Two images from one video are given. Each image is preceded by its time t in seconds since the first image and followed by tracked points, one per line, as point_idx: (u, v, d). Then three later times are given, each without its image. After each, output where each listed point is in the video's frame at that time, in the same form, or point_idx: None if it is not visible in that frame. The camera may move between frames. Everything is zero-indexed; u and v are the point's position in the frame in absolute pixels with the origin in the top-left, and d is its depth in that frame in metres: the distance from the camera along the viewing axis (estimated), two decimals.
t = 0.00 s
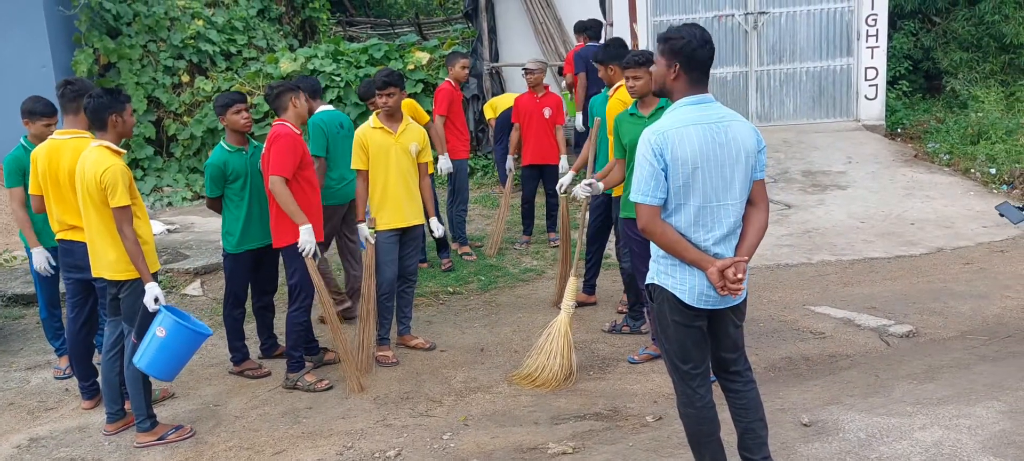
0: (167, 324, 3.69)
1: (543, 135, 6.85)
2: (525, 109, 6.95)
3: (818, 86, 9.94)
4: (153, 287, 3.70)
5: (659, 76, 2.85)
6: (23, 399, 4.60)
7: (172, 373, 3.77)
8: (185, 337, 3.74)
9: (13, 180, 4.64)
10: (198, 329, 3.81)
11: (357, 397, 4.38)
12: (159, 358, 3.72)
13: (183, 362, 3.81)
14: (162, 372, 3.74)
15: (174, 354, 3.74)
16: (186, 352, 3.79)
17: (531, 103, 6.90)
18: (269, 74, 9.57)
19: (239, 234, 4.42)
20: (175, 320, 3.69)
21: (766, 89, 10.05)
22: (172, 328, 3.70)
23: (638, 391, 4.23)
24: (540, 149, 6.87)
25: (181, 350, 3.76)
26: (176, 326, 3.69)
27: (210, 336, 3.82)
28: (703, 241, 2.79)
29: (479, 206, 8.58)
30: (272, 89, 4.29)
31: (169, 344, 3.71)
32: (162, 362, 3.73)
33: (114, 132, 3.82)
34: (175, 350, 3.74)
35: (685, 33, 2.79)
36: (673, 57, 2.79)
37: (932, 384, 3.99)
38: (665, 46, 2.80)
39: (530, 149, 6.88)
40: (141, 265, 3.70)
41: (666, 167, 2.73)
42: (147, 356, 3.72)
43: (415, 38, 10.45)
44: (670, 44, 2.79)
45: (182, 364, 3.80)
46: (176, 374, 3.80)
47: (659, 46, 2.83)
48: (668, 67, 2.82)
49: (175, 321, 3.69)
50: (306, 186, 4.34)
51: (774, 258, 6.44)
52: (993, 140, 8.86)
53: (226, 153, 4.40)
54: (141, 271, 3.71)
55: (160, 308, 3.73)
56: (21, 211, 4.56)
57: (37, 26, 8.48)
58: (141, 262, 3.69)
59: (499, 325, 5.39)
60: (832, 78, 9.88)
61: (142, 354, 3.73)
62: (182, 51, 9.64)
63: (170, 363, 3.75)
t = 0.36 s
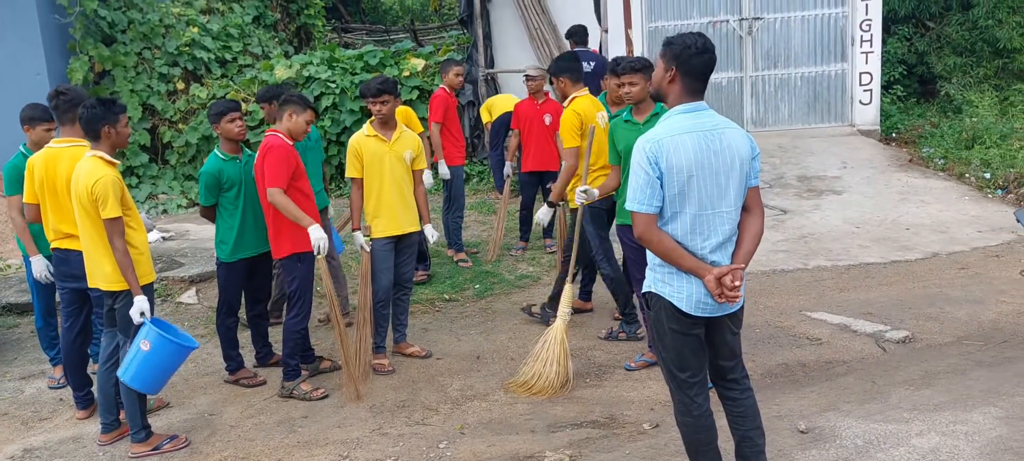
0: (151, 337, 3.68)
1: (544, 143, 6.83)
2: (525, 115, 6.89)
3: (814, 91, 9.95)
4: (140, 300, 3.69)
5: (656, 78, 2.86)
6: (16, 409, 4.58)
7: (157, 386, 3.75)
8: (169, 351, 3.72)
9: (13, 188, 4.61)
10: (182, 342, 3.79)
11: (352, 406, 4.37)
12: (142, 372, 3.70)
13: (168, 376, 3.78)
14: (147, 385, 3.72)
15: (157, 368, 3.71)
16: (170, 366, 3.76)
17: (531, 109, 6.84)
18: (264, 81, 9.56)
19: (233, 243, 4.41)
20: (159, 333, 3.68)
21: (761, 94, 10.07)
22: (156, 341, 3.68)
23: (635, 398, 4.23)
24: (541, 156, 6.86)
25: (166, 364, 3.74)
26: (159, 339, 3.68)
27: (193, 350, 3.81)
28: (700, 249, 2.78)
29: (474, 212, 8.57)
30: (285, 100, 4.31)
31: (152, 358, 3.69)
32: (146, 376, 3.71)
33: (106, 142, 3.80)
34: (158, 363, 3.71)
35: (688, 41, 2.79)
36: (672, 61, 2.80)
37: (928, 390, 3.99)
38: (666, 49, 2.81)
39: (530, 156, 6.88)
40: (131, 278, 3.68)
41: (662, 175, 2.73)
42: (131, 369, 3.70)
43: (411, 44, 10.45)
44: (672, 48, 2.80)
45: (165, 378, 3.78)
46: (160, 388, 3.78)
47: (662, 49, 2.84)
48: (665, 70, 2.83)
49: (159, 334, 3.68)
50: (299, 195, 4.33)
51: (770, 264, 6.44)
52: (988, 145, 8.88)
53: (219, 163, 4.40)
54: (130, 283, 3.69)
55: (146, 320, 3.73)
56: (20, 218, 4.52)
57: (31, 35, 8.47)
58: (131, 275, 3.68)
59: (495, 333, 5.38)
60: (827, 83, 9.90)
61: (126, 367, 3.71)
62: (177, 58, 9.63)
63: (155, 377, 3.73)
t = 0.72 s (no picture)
0: (140, 351, 3.63)
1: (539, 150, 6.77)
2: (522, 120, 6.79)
3: (806, 96, 9.98)
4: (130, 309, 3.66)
5: (645, 91, 2.86)
6: (7, 418, 4.56)
7: (141, 398, 3.71)
8: (157, 367, 3.66)
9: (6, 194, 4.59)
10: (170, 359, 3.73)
11: (346, 413, 4.35)
12: (128, 383, 3.65)
13: (152, 390, 3.72)
14: (132, 396, 3.68)
15: (143, 381, 3.66)
16: (158, 381, 3.71)
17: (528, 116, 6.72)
18: (257, 87, 9.54)
19: (224, 250, 4.39)
20: (148, 347, 3.63)
21: (754, 99, 10.09)
22: (145, 355, 3.63)
23: (629, 404, 4.22)
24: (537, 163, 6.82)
25: (152, 378, 3.68)
26: (147, 353, 3.62)
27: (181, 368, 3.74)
28: (695, 254, 2.78)
29: (468, 217, 8.57)
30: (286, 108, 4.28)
31: (139, 371, 3.65)
32: (132, 387, 3.66)
33: (94, 150, 3.76)
34: (143, 376, 3.65)
35: (664, 47, 2.81)
36: (655, 70, 2.81)
37: (922, 395, 4.00)
38: (647, 61, 2.83)
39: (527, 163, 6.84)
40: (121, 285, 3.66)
41: (656, 180, 2.73)
42: (118, 380, 3.66)
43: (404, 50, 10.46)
44: (652, 58, 2.82)
45: (151, 392, 3.73)
46: (145, 401, 3.73)
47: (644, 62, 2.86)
48: (652, 81, 2.83)
49: (147, 347, 3.63)
50: (292, 203, 4.31)
51: (764, 268, 6.44)
52: (980, 149, 8.90)
53: (211, 171, 4.40)
54: (121, 291, 3.67)
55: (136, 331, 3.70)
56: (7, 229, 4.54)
57: (22, 42, 8.45)
58: (122, 281, 3.66)
59: (489, 339, 5.37)
60: (820, 88, 9.93)
61: (113, 378, 3.68)
62: (170, 64, 9.62)
63: (140, 389, 3.68)
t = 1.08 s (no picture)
0: (136, 355, 3.60)
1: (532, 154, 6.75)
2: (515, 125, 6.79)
3: (799, 99, 10.01)
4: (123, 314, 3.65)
5: (636, 95, 2.87)
6: None
7: (143, 402, 3.69)
8: (155, 368, 3.64)
9: None
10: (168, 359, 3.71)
11: (339, 418, 4.34)
12: (127, 388, 3.64)
13: (154, 392, 3.71)
14: (132, 402, 3.66)
15: (141, 385, 3.64)
16: (157, 384, 3.69)
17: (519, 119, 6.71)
18: (250, 92, 9.53)
19: (216, 256, 4.38)
20: (143, 349, 3.61)
21: (746, 102, 10.12)
22: (141, 358, 3.61)
23: (623, 407, 4.22)
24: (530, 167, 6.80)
25: (151, 381, 3.67)
26: (144, 356, 3.60)
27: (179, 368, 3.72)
28: (687, 257, 2.79)
29: (462, 221, 8.56)
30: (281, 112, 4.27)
31: (138, 374, 3.63)
32: (130, 392, 3.65)
33: (83, 156, 3.76)
34: (143, 380, 3.64)
35: (654, 51, 2.81)
36: (646, 74, 2.82)
37: (915, 397, 4.01)
38: (637, 66, 2.84)
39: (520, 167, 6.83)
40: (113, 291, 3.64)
41: (648, 184, 2.73)
42: (117, 385, 3.65)
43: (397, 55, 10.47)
44: (643, 63, 2.82)
45: (152, 395, 3.71)
46: (147, 404, 3.72)
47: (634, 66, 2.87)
48: (642, 86, 2.84)
49: (143, 350, 3.60)
50: (284, 209, 4.30)
51: (757, 272, 6.46)
52: (971, 151, 8.94)
53: (204, 176, 4.39)
54: (113, 296, 3.66)
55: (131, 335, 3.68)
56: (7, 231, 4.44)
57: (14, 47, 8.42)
58: (113, 287, 3.65)
59: (483, 343, 5.37)
60: (812, 91, 9.96)
61: (113, 385, 3.66)
62: (163, 69, 9.60)
63: (140, 394, 3.66)
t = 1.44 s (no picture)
0: (126, 356, 3.59)
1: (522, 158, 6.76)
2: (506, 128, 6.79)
3: (791, 103, 10.04)
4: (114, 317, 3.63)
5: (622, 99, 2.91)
6: None
7: (135, 405, 3.68)
8: (145, 370, 3.63)
9: None
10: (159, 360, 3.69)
11: (332, 422, 4.33)
12: (118, 391, 3.62)
13: (145, 394, 3.69)
14: (124, 404, 3.65)
15: (132, 387, 3.63)
16: (149, 386, 3.68)
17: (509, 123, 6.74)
18: (243, 95, 9.51)
19: (207, 259, 4.37)
20: (133, 351, 3.59)
21: (739, 105, 10.15)
22: (131, 360, 3.60)
23: (616, 411, 4.22)
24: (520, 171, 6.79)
25: (143, 384, 3.65)
26: (134, 358, 3.59)
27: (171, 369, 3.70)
28: (678, 261, 2.80)
29: (456, 225, 8.56)
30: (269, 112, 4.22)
31: (129, 377, 3.62)
32: (121, 395, 3.63)
33: (73, 160, 3.75)
34: (134, 382, 3.63)
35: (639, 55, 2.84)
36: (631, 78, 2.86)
37: (908, 399, 4.02)
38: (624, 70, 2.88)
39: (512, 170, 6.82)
40: (103, 294, 3.63)
41: (639, 189, 2.74)
42: (109, 388, 3.63)
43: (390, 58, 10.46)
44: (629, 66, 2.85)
45: (144, 397, 3.70)
46: (139, 407, 3.71)
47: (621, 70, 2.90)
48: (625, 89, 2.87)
49: (133, 353, 3.59)
50: (272, 212, 4.30)
51: (750, 274, 6.47)
52: (963, 154, 8.98)
53: (199, 179, 4.38)
54: (103, 299, 3.64)
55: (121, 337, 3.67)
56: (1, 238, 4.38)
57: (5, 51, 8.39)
58: (103, 290, 3.63)
59: (476, 346, 5.36)
60: (804, 94, 9.99)
61: (104, 387, 3.65)
62: (155, 73, 9.58)
63: (132, 396, 3.65)
